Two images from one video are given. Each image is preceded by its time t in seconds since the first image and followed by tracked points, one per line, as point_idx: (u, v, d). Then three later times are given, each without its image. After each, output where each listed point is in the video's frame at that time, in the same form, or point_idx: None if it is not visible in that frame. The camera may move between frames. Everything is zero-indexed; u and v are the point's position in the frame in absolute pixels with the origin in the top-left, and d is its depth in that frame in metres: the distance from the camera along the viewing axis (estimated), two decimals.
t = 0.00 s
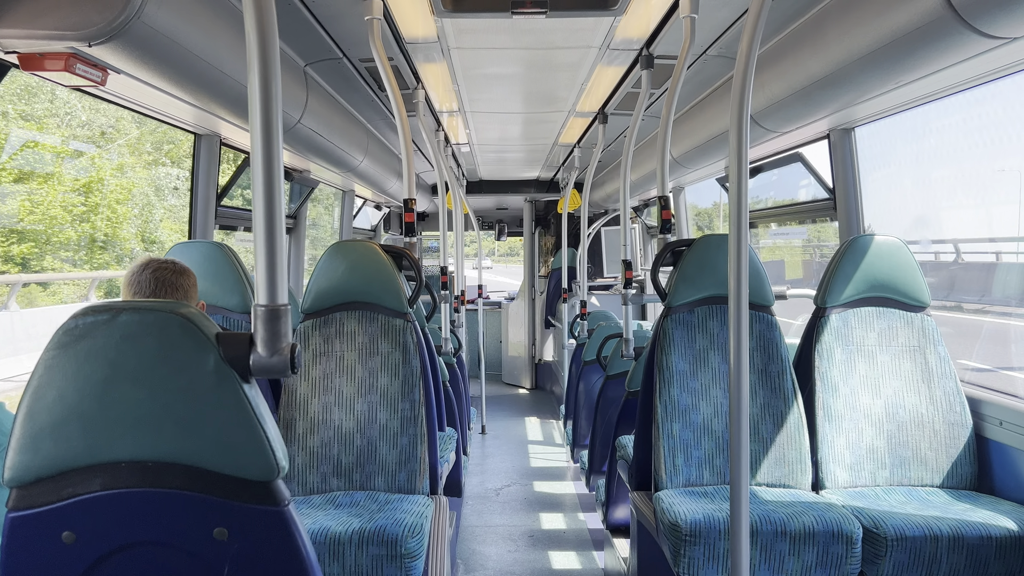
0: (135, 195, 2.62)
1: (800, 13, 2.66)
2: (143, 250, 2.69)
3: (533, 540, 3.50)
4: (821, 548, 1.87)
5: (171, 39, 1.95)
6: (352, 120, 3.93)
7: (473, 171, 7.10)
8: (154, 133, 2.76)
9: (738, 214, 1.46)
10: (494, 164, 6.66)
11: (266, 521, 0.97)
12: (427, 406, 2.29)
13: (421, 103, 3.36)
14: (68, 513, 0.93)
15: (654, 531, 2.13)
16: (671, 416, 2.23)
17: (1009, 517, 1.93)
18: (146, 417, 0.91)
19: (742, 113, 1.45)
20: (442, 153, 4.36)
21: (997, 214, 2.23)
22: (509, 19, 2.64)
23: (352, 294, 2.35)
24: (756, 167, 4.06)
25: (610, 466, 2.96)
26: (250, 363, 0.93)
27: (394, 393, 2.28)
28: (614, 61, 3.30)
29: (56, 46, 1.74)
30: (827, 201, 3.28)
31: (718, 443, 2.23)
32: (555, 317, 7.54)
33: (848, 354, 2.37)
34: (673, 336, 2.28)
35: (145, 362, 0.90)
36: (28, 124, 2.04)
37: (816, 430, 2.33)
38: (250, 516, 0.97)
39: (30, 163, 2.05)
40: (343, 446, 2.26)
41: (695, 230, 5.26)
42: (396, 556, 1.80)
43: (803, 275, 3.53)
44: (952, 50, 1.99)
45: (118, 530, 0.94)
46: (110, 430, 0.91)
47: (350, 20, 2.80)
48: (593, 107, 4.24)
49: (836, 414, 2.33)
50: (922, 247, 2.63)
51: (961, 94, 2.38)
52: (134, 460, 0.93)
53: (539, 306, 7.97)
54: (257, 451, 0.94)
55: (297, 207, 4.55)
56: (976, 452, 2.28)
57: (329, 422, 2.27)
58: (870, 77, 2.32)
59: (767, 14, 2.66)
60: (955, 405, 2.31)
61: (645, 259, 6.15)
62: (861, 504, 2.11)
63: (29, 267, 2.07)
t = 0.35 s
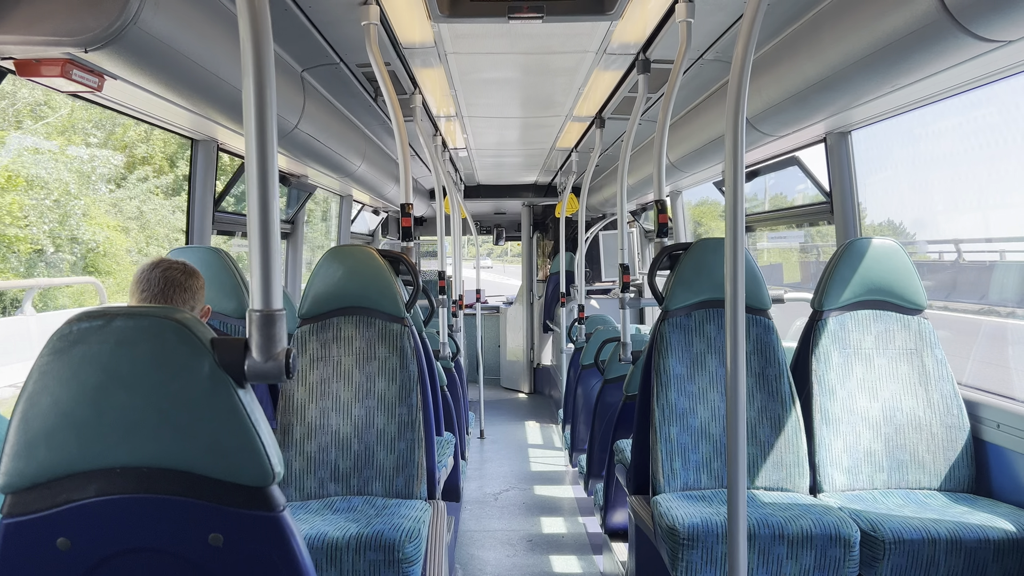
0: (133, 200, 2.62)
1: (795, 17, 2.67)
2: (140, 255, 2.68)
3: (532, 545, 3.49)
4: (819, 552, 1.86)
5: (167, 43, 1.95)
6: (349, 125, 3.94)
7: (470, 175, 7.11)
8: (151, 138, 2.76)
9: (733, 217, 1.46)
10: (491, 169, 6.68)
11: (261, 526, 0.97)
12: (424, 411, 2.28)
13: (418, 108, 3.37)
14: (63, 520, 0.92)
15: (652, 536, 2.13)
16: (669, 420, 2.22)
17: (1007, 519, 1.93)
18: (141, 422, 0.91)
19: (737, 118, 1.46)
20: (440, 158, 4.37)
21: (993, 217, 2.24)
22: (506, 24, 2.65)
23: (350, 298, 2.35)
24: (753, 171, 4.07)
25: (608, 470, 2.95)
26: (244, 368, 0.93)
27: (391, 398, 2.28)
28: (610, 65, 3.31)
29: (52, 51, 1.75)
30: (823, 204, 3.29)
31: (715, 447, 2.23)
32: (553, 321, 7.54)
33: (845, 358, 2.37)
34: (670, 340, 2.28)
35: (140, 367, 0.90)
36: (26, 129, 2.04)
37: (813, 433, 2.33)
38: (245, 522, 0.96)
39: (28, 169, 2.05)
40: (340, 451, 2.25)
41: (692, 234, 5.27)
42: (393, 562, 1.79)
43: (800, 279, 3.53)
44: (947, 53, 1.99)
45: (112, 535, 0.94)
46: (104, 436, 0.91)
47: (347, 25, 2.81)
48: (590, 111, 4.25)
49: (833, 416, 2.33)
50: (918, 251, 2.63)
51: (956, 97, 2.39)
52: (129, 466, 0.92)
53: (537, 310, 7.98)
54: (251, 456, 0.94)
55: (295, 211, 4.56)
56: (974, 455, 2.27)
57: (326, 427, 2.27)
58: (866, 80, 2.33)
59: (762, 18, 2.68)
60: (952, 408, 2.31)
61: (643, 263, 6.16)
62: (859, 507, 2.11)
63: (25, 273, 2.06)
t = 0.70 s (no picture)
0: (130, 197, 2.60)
1: (793, 12, 2.67)
2: (137, 252, 2.68)
3: (531, 541, 3.50)
4: (816, 547, 1.87)
5: (163, 41, 1.94)
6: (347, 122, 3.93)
7: (468, 172, 7.10)
8: (148, 137, 2.75)
9: (731, 214, 1.46)
10: (489, 165, 6.67)
11: (258, 524, 0.97)
12: (422, 408, 2.28)
13: (415, 105, 3.36)
14: (60, 518, 0.92)
15: (650, 531, 2.13)
16: (667, 416, 2.23)
17: (1003, 514, 1.93)
18: (138, 421, 0.91)
19: (734, 114, 1.45)
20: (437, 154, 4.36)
21: (991, 212, 2.24)
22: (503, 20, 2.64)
23: (348, 294, 2.34)
24: (750, 167, 4.06)
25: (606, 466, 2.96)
26: (242, 366, 0.93)
27: (390, 394, 2.28)
28: (608, 61, 3.30)
29: (48, 49, 1.74)
30: (820, 200, 3.29)
31: (713, 443, 2.24)
32: (551, 317, 7.55)
33: (843, 353, 2.38)
34: (668, 337, 2.28)
35: (137, 366, 0.90)
36: (22, 128, 2.04)
37: (811, 429, 2.34)
38: (242, 519, 0.97)
39: (23, 166, 2.04)
40: (338, 447, 2.26)
41: (690, 230, 5.27)
42: (392, 558, 1.80)
43: (797, 275, 3.54)
44: (945, 49, 1.99)
45: (110, 534, 0.94)
46: (101, 434, 0.91)
47: (344, 22, 2.80)
48: (588, 107, 4.24)
49: (830, 412, 2.34)
50: (915, 246, 2.64)
51: (954, 93, 2.38)
52: (127, 465, 0.92)
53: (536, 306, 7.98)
54: (249, 454, 0.94)
55: (293, 208, 4.55)
56: (971, 450, 2.28)
57: (325, 424, 2.27)
58: (863, 76, 2.33)
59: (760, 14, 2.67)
60: (949, 404, 2.32)
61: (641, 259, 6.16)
62: (856, 502, 2.12)
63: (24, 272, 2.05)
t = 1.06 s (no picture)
0: (127, 196, 2.59)
1: (791, 11, 2.67)
2: (135, 251, 2.67)
3: (530, 540, 3.50)
4: (816, 545, 1.87)
5: (160, 39, 1.94)
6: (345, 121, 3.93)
7: (467, 171, 7.10)
8: (146, 136, 2.75)
9: (729, 211, 1.46)
10: (489, 165, 6.67)
11: (257, 522, 0.97)
12: (422, 407, 2.28)
13: (414, 104, 3.36)
14: (59, 516, 0.92)
15: (649, 529, 2.13)
16: (666, 414, 2.23)
17: (1003, 513, 1.93)
18: (137, 418, 0.91)
19: (733, 111, 1.45)
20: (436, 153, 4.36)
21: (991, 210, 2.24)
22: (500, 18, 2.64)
23: (347, 293, 2.33)
24: (749, 165, 4.06)
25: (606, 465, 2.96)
26: (240, 363, 0.92)
27: (389, 393, 2.28)
28: (606, 60, 3.30)
29: (45, 47, 1.74)
30: (819, 198, 3.29)
31: (712, 441, 2.24)
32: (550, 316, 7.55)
33: (842, 351, 2.38)
34: (668, 335, 2.28)
35: (135, 363, 0.89)
36: (20, 127, 2.04)
37: (810, 427, 2.34)
38: (241, 517, 0.96)
39: (21, 165, 2.04)
40: (338, 446, 2.25)
41: (689, 229, 5.26)
42: (392, 557, 1.80)
43: (797, 273, 3.54)
44: (943, 47, 1.99)
45: (109, 532, 0.94)
46: (100, 431, 0.90)
47: (342, 21, 2.79)
48: (587, 106, 4.24)
49: (830, 410, 2.34)
50: (914, 244, 2.64)
51: (952, 92, 2.39)
52: (126, 462, 0.92)
53: (535, 306, 7.98)
54: (247, 452, 0.93)
55: (292, 208, 4.55)
56: (970, 448, 2.28)
57: (324, 423, 2.27)
58: (862, 75, 2.33)
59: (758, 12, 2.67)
60: (948, 402, 2.32)
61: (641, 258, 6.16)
62: (855, 500, 2.12)
63: (18, 272, 2.05)
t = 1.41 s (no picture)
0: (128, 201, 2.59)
1: (792, 16, 2.68)
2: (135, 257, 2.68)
3: (531, 545, 3.49)
4: (818, 551, 1.86)
5: (162, 45, 1.94)
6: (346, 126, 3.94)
7: (467, 175, 7.11)
8: (147, 141, 2.75)
9: (731, 217, 1.46)
10: (489, 169, 6.68)
11: (259, 529, 0.96)
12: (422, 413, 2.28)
13: (415, 109, 3.37)
14: (61, 524, 0.92)
15: (651, 535, 2.13)
16: (667, 419, 2.22)
17: (1005, 519, 1.93)
18: (139, 426, 0.91)
19: (733, 117, 1.46)
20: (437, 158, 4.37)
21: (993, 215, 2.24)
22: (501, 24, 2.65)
23: (348, 299, 2.33)
24: (750, 170, 4.07)
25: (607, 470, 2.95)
26: (243, 371, 0.93)
27: (390, 399, 2.27)
28: (607, 65, 3.31)
29: (48, 53, 1.74)
30: (819, 204, 3.30)
31: (714, 447, 2.24)
32: (551, 320, 7.54)
33: (843, 357, 2.38)
34: (668, 341, 2.27)
35: (138, 370, 0.89)
36: (22, 132, 2.04)
37: (811, 433, 2.33)
38: (243, 524, 0.96)
39: (22, 170, 2.05)
40: (339, 452, 2.25)
41: (690, 234, 5.27)
42: (393, 563, 1.79)
43: (797, 278, 3.54)
44: (943, 53, 2.00)
45: (111, 539, 0.93)
46: (103, 439, 0.90)
47: (343, 26, 2.80)
48: (587, 111, 4.25)
49: (831, 416, 2.34)
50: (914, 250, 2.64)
51: (952, 98, 2.39)
52: (129, 470, 0.92)
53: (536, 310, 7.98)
54: (250, 459, 0.93)
55: (292, 213, 4.56)
56: (972, 454, 2.28)
57: (325, 428, 2.27)
58: (863, 80, 2.33)
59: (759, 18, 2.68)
60: (950, 407, 2.32)
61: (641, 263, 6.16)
62: (857, 506, 2.12)
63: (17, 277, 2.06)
